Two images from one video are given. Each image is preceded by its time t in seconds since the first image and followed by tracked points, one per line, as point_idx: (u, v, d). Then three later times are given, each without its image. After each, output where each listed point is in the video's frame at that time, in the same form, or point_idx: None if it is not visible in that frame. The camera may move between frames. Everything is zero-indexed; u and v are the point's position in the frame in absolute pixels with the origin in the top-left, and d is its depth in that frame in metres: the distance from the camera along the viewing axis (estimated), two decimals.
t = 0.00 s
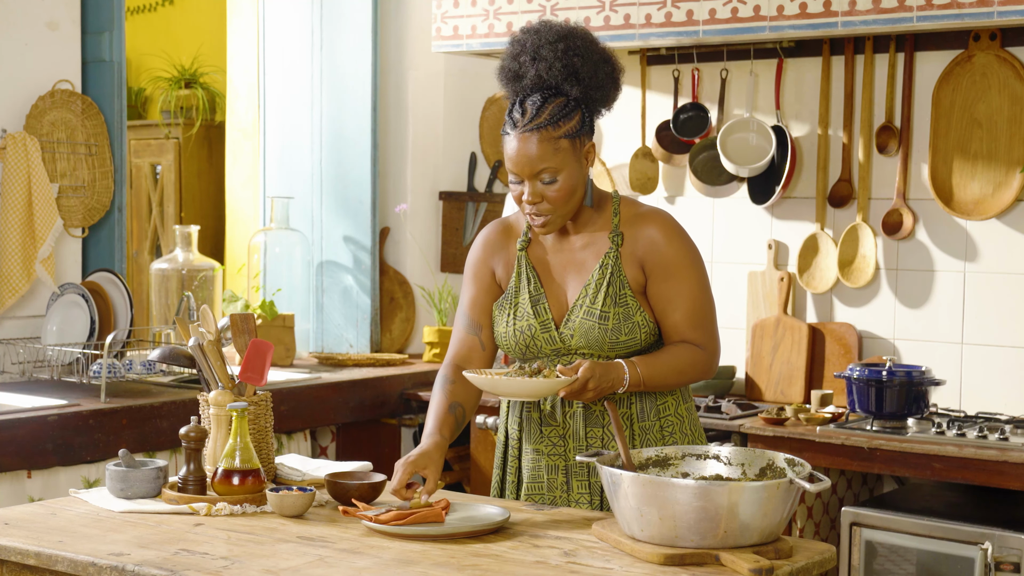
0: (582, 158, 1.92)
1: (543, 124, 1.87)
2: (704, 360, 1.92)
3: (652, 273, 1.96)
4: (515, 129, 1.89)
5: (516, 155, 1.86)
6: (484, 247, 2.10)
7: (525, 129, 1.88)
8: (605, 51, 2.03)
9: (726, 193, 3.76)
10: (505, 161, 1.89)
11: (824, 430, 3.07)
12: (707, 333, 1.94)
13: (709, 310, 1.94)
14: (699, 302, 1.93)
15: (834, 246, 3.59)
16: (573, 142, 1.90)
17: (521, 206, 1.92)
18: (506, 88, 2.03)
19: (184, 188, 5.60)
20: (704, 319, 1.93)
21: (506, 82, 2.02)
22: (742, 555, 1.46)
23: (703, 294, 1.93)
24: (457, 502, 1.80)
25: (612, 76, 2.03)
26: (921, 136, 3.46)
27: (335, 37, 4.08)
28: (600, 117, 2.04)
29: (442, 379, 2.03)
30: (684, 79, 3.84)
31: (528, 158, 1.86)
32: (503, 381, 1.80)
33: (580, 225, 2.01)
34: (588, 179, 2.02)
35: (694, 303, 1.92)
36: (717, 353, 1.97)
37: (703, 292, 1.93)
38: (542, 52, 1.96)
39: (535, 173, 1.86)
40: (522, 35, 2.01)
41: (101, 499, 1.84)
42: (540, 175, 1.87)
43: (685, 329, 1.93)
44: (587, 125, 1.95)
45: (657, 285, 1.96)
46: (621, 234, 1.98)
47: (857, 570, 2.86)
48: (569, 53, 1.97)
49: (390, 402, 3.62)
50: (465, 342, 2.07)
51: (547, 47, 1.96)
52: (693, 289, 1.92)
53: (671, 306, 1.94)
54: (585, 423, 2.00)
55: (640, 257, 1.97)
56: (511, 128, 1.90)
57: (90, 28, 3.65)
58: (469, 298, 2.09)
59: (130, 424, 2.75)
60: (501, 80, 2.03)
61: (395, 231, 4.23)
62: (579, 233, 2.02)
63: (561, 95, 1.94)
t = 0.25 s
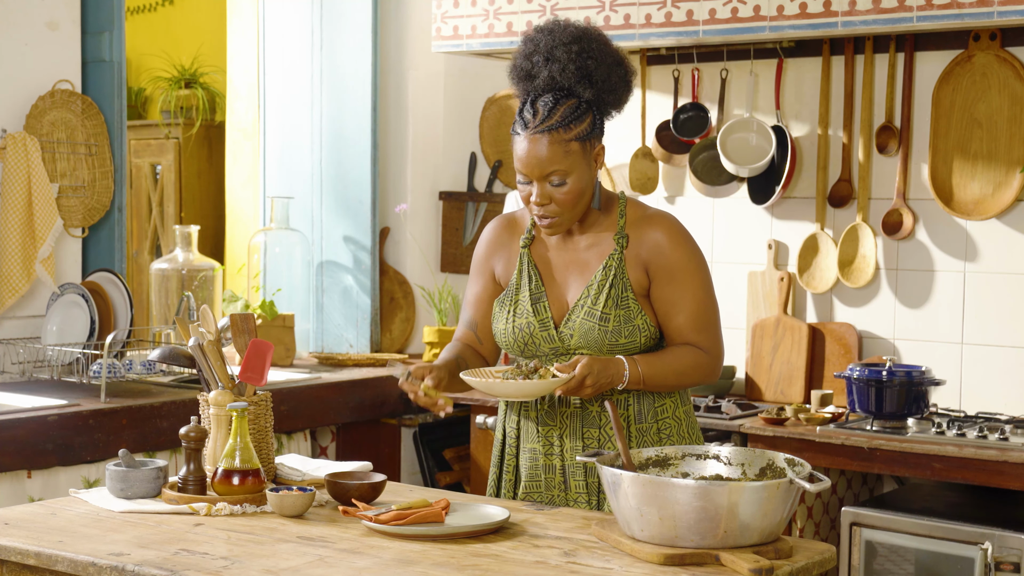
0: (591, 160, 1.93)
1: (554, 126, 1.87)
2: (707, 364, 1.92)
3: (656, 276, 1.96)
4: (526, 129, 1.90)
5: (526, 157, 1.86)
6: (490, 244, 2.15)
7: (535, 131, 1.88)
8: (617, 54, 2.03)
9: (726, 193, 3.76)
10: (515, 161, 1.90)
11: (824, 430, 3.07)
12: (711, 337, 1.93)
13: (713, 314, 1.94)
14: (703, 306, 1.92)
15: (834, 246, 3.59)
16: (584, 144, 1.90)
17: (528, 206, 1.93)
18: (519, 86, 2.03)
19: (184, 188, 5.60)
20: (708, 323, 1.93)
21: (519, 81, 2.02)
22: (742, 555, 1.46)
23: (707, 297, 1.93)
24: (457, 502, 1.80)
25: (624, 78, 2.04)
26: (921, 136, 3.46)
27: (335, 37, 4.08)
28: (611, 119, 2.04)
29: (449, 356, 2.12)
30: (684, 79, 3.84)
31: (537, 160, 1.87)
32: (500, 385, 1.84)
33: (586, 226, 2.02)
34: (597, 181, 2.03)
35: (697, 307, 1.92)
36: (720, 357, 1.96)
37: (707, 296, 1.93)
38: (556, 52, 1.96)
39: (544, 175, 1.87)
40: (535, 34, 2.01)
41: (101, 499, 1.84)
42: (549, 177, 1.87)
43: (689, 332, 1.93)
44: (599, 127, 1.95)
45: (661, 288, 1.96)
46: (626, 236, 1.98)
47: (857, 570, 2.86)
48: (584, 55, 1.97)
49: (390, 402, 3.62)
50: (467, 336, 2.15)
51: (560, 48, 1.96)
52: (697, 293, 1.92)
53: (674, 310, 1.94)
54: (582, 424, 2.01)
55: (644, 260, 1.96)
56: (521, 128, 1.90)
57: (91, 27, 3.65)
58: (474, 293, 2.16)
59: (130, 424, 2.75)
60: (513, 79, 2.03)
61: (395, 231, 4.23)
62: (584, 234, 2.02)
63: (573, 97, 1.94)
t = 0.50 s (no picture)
0: (600, 161, 1.93)
1: (563, 125, 1.87)
2: (704, 370, 1.91)
3: (658, 279, 1.96)
4: (535, 126, 1.89)
5: (534, 154, 1.86)
6: (497, 236, 2.17)
7: (545, 129, 1.88)
8: (633, 57, 2.03)
9: (726, 193, 3.76)
10: (523, 157, 1.90)
11: (824, 429, 3.07)
12: (711, 344, 1.93)
13: (714, 320, 1.94)
14: (704, 311, 1.92)
15: (834, 246, 3.59)
16: (592, 145, 1.90)
17: (534, 203, 1.93)
18: (533, 84, 2.04)
19: (184, 188, 5.60)
20: (709, 328, 1.92)
21: (533, 78, 2.03)
22: (742, 555, 1.46)
23: (709, 303, 1.93)
24: (457, 502, 1.80)
25: (639, 82, 2.03)
26: (921, 136, 3.46)
27: (335, 37, 4.08)
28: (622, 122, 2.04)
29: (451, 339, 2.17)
30: (684, 79, 3.84)
31: (545, 158, 1.87)
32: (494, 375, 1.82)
33: (591, 227, 2.01)
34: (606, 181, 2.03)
35: (698, 312, 1.92)
36: (719, 364, 1.96)
37: (709, 301, 1.93)
38: (571, 52, 1.97)
39: (551, 174, 1.87)
40: (553, 33, 2.01)
41: (101, 499, 1.84)
42: (555, 176, 1.87)
43: (689, 337, 1.92)
44: (609, 129, 1.95)
45: (662, 292, 1.96)
46: (629, 238, 1.98)
47: (857, 570, 2.86)
48: (598, 55, 1.97)
49: (390, 402, 3.62)
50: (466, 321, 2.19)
51: (575, 47, 1.97)
52: (698, 298, 1.92)
53: (675, 314, 1.94)
54: (575, 424, 2.00)
55: (647, 263, 1.96)
56: (531, 125, 1.90)
57: (91, 27, 3.65)
58: (475, 280, 2.19)
59: (130, 424, 2.75)
60: (528, 76, 2.04)
61: (395, 231, 4.23)
62: (589, 233, 2.02)
63: (585, 97, 1.94)
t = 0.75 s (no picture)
0: (604, 161, 1.93)
1: (568, 123, 1.87)
2: (700, 373, 1.91)
3: (658, 280, 1.96)
4: (541, 123, 1.89)
5: (538, 152, 1.86)
6: (499, 233, 2.17)
7: (550, 126, 1.88)
8: (641, 59, 2.03)
9: (726, 193, 3.76)
10: (527, 155, 1.90)
11: (824, 430, 3.07)
12: (709, 347, 1.93)
13: (713, 323, 1.93)
14: (702, 314, 1.92)
15: (834, 246, 3.59)
16: (597, 144, 1.90)
17: (536, 200, 1.93)
18: (541, 82, 2.04)
19: (184, 188, 5.60)
20: (707, 331, 1.92)
21: (541, 77, 2.03)
22: (742, 555, 1.46)
23: (708, 306, 1.93)
24: (457, 502, 1.80)
25: (646, 84, 2.04)
26: (921, 136, 3.46)
27: (335, 37, 4.08)
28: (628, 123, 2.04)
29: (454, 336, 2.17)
30: (684, 79, 3.84)
31: (549, 157, 1.87)
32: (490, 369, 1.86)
33: (594, 226, 2.02)
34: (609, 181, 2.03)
35: (696, 314, 1.91)
36: (717, 367, 1.95)
37: (708, 303, 1.92)
38: (579, 50, 1.97)
39: (554, 172, 1.87)
40: (561, 33, 2.02)
41: (101, 499, 1.84)
42: (559, 174, 1.87)
43: (687, 339, 1.92)
44: (614, 129, 1.95)
45: (661, 293, 1.95)
46: (631, 238, 1.98)
47: (857, 570, 2.86)
48: (605, 55, 1.97)
49: (390, 402, 3.62)
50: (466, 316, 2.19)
51: (583, 46, 1.97)
52: (697, 300, 1.92)
53: (674, 315, 1.94)
54: (572, 423, 2.00)
55: (647, 263, 1.96)
56: (537, 122, 1.90)
57: (90, 27, 3.65)
58: (476, 275, 2.19)
59: (130, 424, 2.75)
60: (536, 75, 2.05)
61: (394, 231, 4.22)
62: (591, 232, 2.02)
63: (590, 96, 1.94)
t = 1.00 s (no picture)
0: (604, 159, 1.93)
1: (569, 122, 1.87)
2: (699, 373, 1.91)
3: (657, 280, 1.96)
4: (541, 122, 1.89)
5: (539, 151, 1.86)
6: (500, 232, 2.17)
7: (550, 125, 1.88)
8: (642, 57, 2.03)
9: (726, 193, 3.75)
10: (527, 154, 1.90)
11: (824, 429, 3.07)
12: (708, 348, 1.93)
13: (712, 324, 1.93)
14: (701, 314, 1.92)
15: (834, 246, 3.59)
16: (597, 143, 1.90)
17: (537, 199, 1.93)
18: (541, 81, 2.04)
19: (184, 188, 5.60)
20: (706, 331, 1.92)
21: (541, 75, 2.03)
22: (742, 555, 1.46)
23: (708, 306, 1.93)
24: (457, 502, 1.80)
25: (646, 83, 2.04)
26: (922, 136, 3.46)
27: (335, 37, 4.08)
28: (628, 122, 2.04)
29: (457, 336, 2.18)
30: (684, 79, 3.84)
31: (550, 155, 1.87)
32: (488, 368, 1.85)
33: (594, 225, 2.02)
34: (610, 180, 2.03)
35: (696, 314, 1.91)
36: (716, 367, 1.95)
37: (708, 303, 1.93)
38: (579, 49, 1.97)
39: (555, 170, 1.87)
40: (562, 31, 2.02)
41: (101, 499, 1.84)
42: (559, 173, 1.87)
43: (686, 339, 1.92)
44: (614, 128, 1.95)
45: (661, 292, 1.95)
46: (631, 238, 1.98)
47: (857, 570, 2.86)
48: (606, 54, 1.97)
49: (390, 402, 3.62)
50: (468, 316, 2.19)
51: (583, 45, 1.97)
52: (697, 300, 1.92)
53: (673, 315, 1.94)
54: (570, 423, 2.00)
55: (647, 263, 1.96)
56: (537, 121, 1.90)
57: (90, 27, 3.65)
58: (476, 274, 2.19)
59: (130, 424, 2.75)
60: (537, 73, 2.05)
61: (394, 231, 4.22)
62: (591, 231, 2.02)
63: (591, 95, 1.94)
